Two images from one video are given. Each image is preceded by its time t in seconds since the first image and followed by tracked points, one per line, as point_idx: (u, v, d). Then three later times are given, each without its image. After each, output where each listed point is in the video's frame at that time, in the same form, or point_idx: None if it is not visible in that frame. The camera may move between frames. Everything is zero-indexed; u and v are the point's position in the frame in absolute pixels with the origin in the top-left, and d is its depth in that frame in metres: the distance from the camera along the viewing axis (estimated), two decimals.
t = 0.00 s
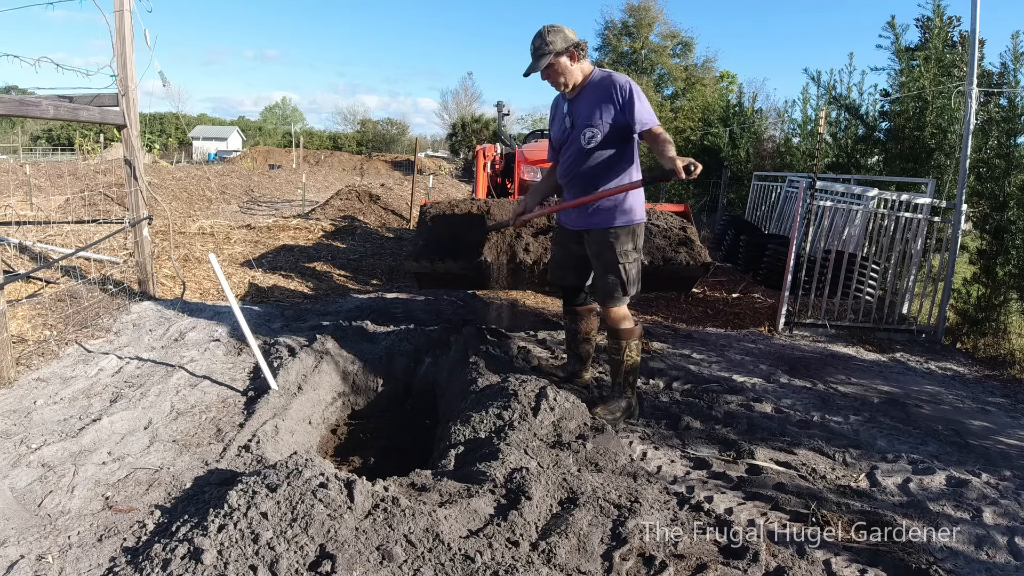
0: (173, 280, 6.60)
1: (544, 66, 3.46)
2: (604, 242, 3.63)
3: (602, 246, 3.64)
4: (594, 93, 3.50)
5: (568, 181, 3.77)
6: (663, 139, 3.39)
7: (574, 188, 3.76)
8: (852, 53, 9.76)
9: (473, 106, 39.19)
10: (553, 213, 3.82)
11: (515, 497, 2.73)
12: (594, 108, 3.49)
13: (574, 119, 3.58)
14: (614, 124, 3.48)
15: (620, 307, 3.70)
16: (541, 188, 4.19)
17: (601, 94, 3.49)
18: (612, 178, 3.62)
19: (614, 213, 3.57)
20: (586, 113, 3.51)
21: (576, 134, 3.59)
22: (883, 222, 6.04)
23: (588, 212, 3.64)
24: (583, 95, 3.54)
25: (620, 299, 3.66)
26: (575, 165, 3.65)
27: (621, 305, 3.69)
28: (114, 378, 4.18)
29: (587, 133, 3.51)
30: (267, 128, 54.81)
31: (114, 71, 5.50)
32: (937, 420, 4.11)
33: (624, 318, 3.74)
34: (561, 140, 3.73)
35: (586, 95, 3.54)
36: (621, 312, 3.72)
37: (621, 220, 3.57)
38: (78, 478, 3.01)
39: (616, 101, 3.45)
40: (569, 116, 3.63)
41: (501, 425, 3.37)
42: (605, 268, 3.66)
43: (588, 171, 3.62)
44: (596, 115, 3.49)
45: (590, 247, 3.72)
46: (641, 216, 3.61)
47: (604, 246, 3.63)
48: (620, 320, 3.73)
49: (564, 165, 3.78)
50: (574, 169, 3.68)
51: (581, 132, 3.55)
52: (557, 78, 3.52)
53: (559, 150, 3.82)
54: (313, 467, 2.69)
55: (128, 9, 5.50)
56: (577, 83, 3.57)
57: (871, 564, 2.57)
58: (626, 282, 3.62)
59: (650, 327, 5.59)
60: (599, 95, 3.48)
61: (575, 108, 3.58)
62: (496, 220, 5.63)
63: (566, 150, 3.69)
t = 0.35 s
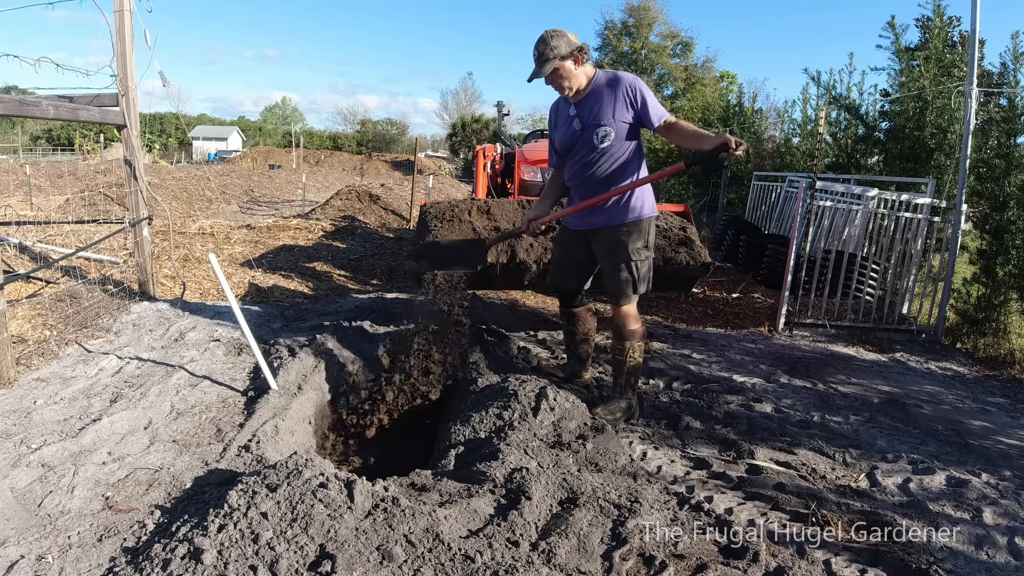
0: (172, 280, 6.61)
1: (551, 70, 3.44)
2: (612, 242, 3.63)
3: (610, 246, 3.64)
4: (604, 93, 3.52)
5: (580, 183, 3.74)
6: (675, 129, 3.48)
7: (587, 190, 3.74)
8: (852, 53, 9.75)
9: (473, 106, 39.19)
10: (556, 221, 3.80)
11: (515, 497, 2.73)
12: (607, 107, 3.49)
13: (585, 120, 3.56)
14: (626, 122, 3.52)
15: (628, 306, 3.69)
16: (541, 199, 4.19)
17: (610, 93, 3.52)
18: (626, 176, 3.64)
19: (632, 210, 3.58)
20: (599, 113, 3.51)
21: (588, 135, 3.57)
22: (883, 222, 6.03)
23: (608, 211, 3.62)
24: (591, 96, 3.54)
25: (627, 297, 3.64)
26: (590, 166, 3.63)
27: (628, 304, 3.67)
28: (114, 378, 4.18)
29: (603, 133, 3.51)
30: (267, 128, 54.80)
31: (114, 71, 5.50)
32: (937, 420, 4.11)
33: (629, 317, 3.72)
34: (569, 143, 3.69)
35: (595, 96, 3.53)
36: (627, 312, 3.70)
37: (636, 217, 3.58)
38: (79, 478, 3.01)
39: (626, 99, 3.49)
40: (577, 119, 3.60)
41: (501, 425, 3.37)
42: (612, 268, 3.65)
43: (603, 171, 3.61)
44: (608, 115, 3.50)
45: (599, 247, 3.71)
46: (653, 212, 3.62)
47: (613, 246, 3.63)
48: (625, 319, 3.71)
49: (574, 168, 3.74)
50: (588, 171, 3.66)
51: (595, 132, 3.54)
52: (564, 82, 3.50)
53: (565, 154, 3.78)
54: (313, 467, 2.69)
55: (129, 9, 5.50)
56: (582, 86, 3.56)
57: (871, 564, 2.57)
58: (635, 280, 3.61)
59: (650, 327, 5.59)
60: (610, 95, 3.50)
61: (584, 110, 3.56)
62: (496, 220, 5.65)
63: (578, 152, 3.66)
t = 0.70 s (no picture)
0: (172, 280, 6.61)
1: (592, 77, 3.36)
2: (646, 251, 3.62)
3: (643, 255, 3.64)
4: (638, 97, 3.48)
5: (609, 189, 3.69)
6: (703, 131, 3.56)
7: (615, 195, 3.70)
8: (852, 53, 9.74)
9: (473, 106, 39.19)
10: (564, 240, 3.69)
11: (515, 497, 2.73)
12: (643, 112, 3.47)
13: (620, 124, 3.50)
14: (660, 127, 3.51)
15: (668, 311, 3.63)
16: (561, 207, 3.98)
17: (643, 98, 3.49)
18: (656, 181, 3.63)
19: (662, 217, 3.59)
20: (634, 118, 3.47)
21: (622, 140, 3.52)
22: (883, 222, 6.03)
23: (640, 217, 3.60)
24: (624, 101, 3.49)
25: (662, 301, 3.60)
26: (622, 170, 3.59)
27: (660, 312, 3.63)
28: (114, 378, 4.18)
29: (638, 138, 3.48)
30: (267, 128, 54.80)
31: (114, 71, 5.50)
32: (937, 420, 4.11)
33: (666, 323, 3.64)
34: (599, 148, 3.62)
35: (628, 101, 3.48)
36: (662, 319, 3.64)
37: (667, 224, 3.60)
38: (78, 478, 3.01)
39: (661, 104, 3.48)
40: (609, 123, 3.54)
41: (501, 425, 3.37)
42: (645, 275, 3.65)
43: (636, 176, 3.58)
44: (644, 120, 3.47)
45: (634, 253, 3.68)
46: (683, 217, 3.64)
47: (647, 254, 3.62)
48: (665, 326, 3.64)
49: (603, 173, 3.69)
50: (620, 175, 3.62)
51: (629, 137, 3.50)
52: (599, 87, 3.44)
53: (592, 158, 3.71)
54: (313, 467, 2.69)
55: (129, 9, 5.50)
56: (614, 91, 3.50)
57: (871, 565, 2.57)
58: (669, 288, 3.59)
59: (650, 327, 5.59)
60: (644, 99, 3.47)
61: (617, 115, 3.51)
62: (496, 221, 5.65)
63: (609, 157, 3.60)
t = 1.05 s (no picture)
0: (172, 280, 6.61)
1: (646, 94, 3.20)
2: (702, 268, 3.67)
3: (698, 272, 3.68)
4: (699, 112, 3.39)
5: (679, 208, 3.62)
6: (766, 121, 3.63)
7: (684, 213, 3.64)
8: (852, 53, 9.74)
9: (473, 106, 39.18)
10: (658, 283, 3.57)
11: (515, 497, 2.73)
12: (708, 127, 3.40)
13: (688, 145, 3.41)
14: (725, 141, 3.46)
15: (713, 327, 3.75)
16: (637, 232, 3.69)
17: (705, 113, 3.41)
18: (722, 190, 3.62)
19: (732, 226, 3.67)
20: (701, 136, 3.39)
21: (692, 160, 3.43)
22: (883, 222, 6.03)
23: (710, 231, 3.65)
24: (686, 119, 3.38)
25: (712, 322, 3.71)
26: (692, 189, 3.53)
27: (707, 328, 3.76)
28: (114, 378, 4.18)
29: (708, 155, 3.42)
30: (267, 128, 54.79)
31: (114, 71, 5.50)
32: (937, 420, 4.11)
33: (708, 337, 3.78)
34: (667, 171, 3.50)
35: (690, 118, 3.38)
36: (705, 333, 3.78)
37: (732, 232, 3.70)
38: (78, 478, 3.00)
39: (723, 114, 3.42)
40: (674, 144, 3.43)
41: (501, 425, 3.37)
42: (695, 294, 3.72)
43: (708, 192, 3.54)
44: (710, 137, 3.40)
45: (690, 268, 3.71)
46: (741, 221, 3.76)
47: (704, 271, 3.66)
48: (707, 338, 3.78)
49: (669, 193, 3.60)
50: (690, 194, 3.55)
51: (699, 156, 3.42)
52: (658, 107, 3.29)
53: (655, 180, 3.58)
54: (314, 467, 2.69)
55: (129, 9, 5.50)
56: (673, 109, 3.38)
57: (871, 564, 2.57)
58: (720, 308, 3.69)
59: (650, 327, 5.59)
60: (706, 114, 3.39)
61: (681, 134, 3.40)
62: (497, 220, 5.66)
63: (679, 178, 3.51)
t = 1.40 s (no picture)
0: (172, 280, 6.61)
1: (637, 113, 3.16)
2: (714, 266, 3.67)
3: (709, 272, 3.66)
4: (692, 120, 3.35)
5: (693, 215, 3.61)
6: (759, 98, 3.58)
7: (698, 218, 3.62)
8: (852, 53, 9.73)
9: (473, 106, 39.17)
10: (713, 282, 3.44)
11: (515, 497, 2.73)
12: (704, 132, 3.36)
13: (690, 155, 3.39)
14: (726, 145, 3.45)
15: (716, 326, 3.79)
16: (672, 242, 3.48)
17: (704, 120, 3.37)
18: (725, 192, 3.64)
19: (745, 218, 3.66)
20: (700, 143, 3.37)
21: (697, 169, 3.42)
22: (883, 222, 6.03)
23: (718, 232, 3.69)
24: (681, 128, 3.35)
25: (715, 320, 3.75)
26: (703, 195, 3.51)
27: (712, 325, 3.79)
28: (114, 378, 4.18)
29: (710, 160, 3.41)
30: (266, 128, 54.79)
31: (114, 71, 5.50)
32: (937, 420, 4.11)
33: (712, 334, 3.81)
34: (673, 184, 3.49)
35: (686, 127, 3.35)
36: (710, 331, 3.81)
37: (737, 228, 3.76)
38: (78, 478, 3.01)
39: (716, 114, 3.38)
40: (675, 157, 3.41)
41: (501, 425, 3.37)
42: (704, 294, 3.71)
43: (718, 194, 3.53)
44: (712, 144, 3.39)
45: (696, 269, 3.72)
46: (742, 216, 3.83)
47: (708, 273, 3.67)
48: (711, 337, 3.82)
49: (680, 203, 3.58)
50: (702, 200, 3.54)
51: (703, 163, 3.41)
52: (652, 124, 3.25)
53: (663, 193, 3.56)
54: (313, 467, 2.69)
55: (129, 9, 5.50)
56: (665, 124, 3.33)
57: (871, 564, 2.57)
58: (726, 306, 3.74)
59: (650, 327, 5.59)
60: (700, 120, 3.36)
61: (680, 146, 3.38)
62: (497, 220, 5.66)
63: (687, 188, 3.49)
